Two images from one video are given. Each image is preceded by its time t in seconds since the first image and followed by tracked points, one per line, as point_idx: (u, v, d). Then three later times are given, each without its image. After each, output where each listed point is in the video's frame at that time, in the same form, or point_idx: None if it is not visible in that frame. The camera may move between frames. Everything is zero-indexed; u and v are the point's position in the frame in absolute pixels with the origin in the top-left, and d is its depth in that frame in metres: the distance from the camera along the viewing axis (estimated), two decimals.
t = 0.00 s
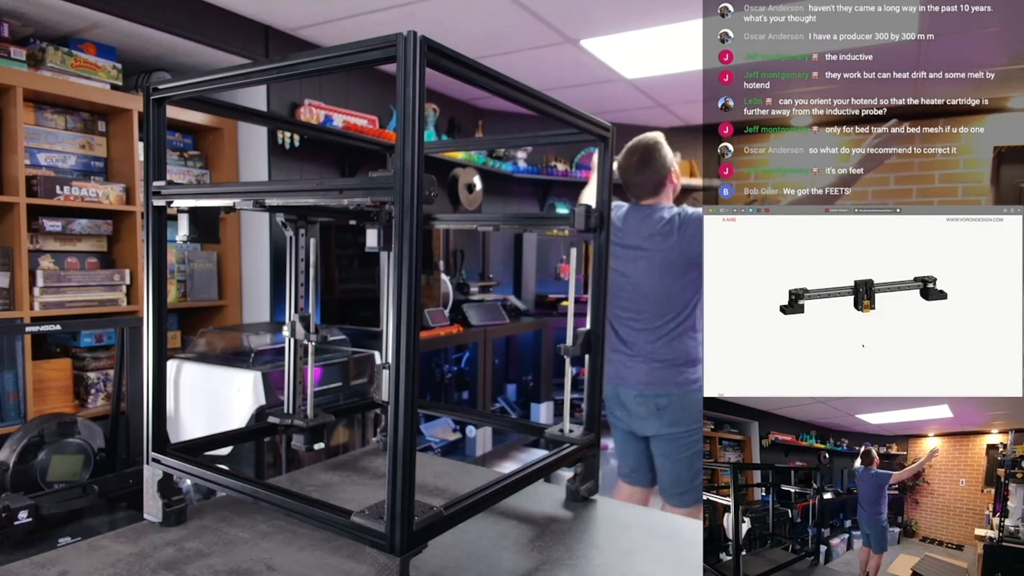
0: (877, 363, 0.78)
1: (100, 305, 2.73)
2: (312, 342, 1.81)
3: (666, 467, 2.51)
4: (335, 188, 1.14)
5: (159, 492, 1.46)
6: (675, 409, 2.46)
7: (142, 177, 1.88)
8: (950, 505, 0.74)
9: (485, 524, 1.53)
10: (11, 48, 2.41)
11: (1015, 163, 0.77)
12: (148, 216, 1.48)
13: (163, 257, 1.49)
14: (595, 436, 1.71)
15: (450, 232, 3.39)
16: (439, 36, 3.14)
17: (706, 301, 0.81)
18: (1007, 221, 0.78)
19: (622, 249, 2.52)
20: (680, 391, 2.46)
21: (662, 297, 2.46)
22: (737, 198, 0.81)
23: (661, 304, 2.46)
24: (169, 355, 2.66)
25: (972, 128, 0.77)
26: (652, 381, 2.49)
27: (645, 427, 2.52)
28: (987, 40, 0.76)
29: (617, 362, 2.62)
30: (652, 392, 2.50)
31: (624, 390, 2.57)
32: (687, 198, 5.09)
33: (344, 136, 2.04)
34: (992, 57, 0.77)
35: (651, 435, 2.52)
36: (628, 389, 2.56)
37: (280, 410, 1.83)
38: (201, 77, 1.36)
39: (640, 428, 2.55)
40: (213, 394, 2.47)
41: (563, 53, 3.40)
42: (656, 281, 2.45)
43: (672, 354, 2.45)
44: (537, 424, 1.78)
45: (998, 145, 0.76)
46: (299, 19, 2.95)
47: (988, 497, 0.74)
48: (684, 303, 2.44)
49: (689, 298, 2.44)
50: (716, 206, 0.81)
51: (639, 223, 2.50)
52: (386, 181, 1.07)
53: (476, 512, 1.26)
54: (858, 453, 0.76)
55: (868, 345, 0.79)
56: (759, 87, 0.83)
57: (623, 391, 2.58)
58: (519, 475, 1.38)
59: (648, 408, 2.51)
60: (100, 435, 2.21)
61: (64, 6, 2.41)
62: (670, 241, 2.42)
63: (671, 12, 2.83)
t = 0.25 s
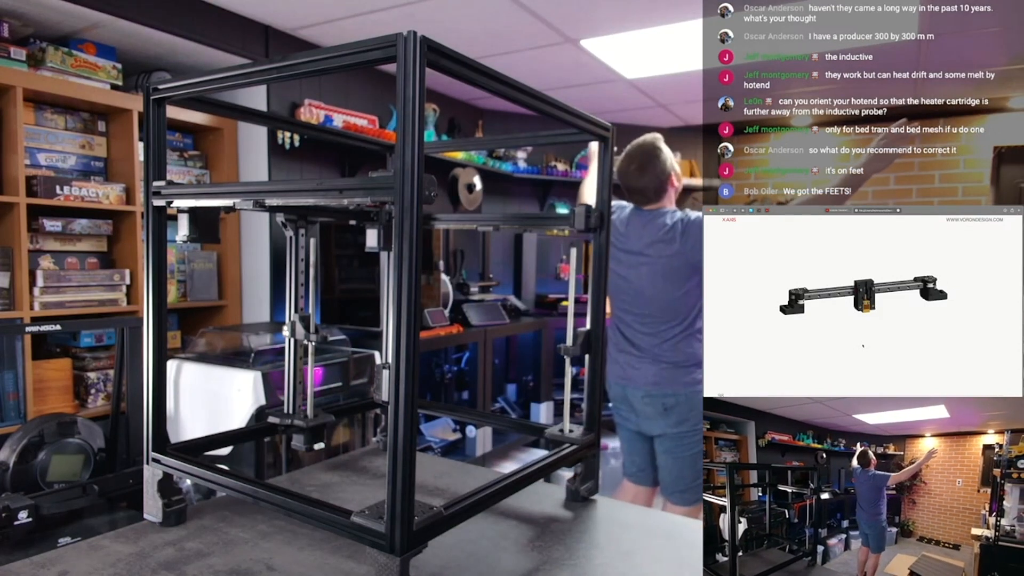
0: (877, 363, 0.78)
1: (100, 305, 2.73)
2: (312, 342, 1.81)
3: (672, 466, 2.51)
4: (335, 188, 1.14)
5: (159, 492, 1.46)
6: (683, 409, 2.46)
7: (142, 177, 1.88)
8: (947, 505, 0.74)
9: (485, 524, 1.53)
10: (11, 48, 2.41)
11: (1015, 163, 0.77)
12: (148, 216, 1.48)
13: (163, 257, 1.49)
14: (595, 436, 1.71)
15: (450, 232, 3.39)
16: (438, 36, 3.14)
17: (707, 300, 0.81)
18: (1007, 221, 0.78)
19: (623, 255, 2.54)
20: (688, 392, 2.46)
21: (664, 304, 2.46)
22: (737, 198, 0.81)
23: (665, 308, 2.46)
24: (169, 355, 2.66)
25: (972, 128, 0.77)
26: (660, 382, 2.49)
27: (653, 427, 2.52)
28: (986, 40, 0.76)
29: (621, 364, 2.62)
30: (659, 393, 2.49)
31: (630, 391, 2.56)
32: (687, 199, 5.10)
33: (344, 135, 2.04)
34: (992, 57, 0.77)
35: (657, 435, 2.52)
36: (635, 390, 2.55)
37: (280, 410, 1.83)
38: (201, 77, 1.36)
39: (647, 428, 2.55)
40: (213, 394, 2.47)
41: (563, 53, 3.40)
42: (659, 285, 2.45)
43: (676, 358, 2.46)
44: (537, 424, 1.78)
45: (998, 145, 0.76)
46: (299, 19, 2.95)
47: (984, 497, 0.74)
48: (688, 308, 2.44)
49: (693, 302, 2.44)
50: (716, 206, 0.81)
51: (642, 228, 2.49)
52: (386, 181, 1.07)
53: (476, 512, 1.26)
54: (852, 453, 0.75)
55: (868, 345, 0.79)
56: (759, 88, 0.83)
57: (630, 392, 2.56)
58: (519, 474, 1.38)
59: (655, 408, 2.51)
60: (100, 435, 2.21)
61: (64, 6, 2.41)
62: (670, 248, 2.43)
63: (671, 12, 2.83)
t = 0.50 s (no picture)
0: (876, 363, 0.78)
1: (100, 305, 2.73)
2: (312, 342, 1.81)
3: (673, 466, 2.52)
4: (335, 188, 1.14)
5: (159, 492, 1.46)
6: (683, 409, 2.46)
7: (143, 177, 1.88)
8: (945, 505, 0.74)
9: (485, 524, 1.53)
10: (11, 48, 2.41)
11: (1015, 163, 0.75)
12: (148, 216, 1.48)
13: (163, 257, 1.49)
14: (595, 436, 1.71)
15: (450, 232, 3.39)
16: (438, 36, 3.14)
17: (707, 300, 0.81)
18: (1006, 221, 0.78)
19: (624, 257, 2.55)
20: (688, 392, 2.46)
21: (665, 305, 2.47)
22: (737, 198, 0.81)
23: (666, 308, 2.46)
24: (169, 355, 2.66)
25: (972, 128, 0.75)
26: (660, 382, 2.48)
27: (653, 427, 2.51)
28: (987, 41, 0.76)
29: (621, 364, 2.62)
30: (660, 393, 2.49)
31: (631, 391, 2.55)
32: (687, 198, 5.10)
33: (344, 136, 2.04)
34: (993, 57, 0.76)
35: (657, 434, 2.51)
36: (636, 390, 2.55)
37: (280, 410, 1.83)
38: (201, 77, 1.36)
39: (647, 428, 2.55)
40: (213, 394, 2.47)
41: (563, 53, 3.40)
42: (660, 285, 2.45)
43: (677, 359, 2.46)
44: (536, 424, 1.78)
45: (998, 145, 0.74)
46: (299, 19, 2.95)
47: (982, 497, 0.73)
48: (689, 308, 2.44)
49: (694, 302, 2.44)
50: (716, 206, 0.82)
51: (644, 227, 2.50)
52: (386, 181, 1.07)
53: (476, 512, 1.26)
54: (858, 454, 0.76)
55: (868, 345, 0.79)
56: (759, 87, 0.82)
57: (630, 393, 2.56)
58: (519, 475, 1.38)
59: (656, 408, 2.50)
60: (100, 435, 2.21)
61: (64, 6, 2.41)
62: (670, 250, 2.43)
63: (671, 12, 2.83)
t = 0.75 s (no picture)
0: (877, 363, 0.78)
1: (100, 305, 2.73)
2: (312, 342, 1.81)
3: (666, 466, 2.52)
4: (335, 189, 1.14)
5: (159, 492, 1.46)
6: (677, 408, 2.46)
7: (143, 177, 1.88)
8: (943, 505, 0.73)
9: (485, 524, 1.53)
10: (11, 48, 2.41)
11: (1016, 163, 0.75)
12: (148, 216, 1.48)
13: (163, 257, 1.49)
14: (595, 436, 1.71)
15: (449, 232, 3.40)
16: (438, 36, 3.14)
17: (707, 301, 0.81)
18: (1006, 221, 0.78)
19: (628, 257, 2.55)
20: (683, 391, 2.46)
21: (664, 301, 2.46)
22: (737, 198, 0.81)
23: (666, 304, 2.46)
24: (169, 355, 2.66)
25: (972, 128, 0.75)
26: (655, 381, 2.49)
27: (646, 427, 2.52)
28: (987, 40, 0.76)
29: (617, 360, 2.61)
30: (654, 392, 2.50)
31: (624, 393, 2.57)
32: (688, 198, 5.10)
33: (344, 136, 2.04)
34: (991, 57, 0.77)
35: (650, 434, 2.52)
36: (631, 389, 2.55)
37: (280, 410, 1.83)
38: (201, 77, 1.36)
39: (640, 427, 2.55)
40: (213, 394, 2.47)
41: (563, 53, 3.40)
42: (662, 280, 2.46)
43: (672, 355, 2.45)
44: (537, 424, 1.78)
45: (998, 145, 0.74)
46: (299, 19, 2.95)
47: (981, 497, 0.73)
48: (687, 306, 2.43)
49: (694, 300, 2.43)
50: (716, 206, 0.82)
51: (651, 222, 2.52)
52: (386, 181, 1.07)
53: (476, 512, 1.26)
54: (863, 455, 0.76)
55: (868, 345, 0.79)
56: (759, 87, 0.83)
57: (624, 391, 2.57)
58: (519, 475, 1.38)
59: (649, 406, 2.51)
60: (100, 435, 2.21)
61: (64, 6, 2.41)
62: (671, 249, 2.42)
63: (671, 12, 2.83)
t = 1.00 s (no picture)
0: (876, 363, 0.78)
1: (100, 305, 2.73)
2: (312, 342, 1.81)
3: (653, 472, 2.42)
4: (335, 189, 1.14)
5: (159, 492, 1.46)
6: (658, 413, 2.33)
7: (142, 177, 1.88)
8: (942, 505, 0.73)
9: (485, 524, 1.53)
10: (11, 48, 2.41)
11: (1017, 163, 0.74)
12: (148, 216, 1.48)
13: (163, 257, 1.49)
14: (595, 436, 1.71)
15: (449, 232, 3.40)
16: (439, 36, 3.14)
17: (707, 301, 0.81)
18: (1007, 220, 0.78)
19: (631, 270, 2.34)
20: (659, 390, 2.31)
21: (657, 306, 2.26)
22: (737, 198, 0.82)
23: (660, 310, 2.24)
24: (169, 355, 2.66)
25: (972, 128, 0.74)
26: (635, 377, 2.36)
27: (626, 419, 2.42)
28: (986, 41, 0.76)
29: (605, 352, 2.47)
30: (633, 388, 2.37)
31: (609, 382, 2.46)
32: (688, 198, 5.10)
33: (344, 136, 2.04)
34: (991, 57, 0.76)
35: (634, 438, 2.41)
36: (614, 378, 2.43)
37: (280, 410, 1.84)
38: (201, 77, 1.36)
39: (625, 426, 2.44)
40: (213, 394, 2.47)
41: (563, 53, 3.40)
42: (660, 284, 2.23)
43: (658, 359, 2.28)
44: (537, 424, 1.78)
45: (999, 145, 0.73)
46: (299, 19, 2.95)
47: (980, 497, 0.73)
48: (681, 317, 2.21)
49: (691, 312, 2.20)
50: (716, 205, 0.83)
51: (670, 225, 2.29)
52: (386, 181, 1.07)
53: (476, 512, 1.26)
54: (863, 455, 0.75)
55: (868, 345, 0.79)
56: (759, 88, 0.83)
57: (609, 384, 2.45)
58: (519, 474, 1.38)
59: (630, 406, 2.39)
60: (100, 435, 2.21)
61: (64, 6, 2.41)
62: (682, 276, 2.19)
63: (671, 12, 2.83)
